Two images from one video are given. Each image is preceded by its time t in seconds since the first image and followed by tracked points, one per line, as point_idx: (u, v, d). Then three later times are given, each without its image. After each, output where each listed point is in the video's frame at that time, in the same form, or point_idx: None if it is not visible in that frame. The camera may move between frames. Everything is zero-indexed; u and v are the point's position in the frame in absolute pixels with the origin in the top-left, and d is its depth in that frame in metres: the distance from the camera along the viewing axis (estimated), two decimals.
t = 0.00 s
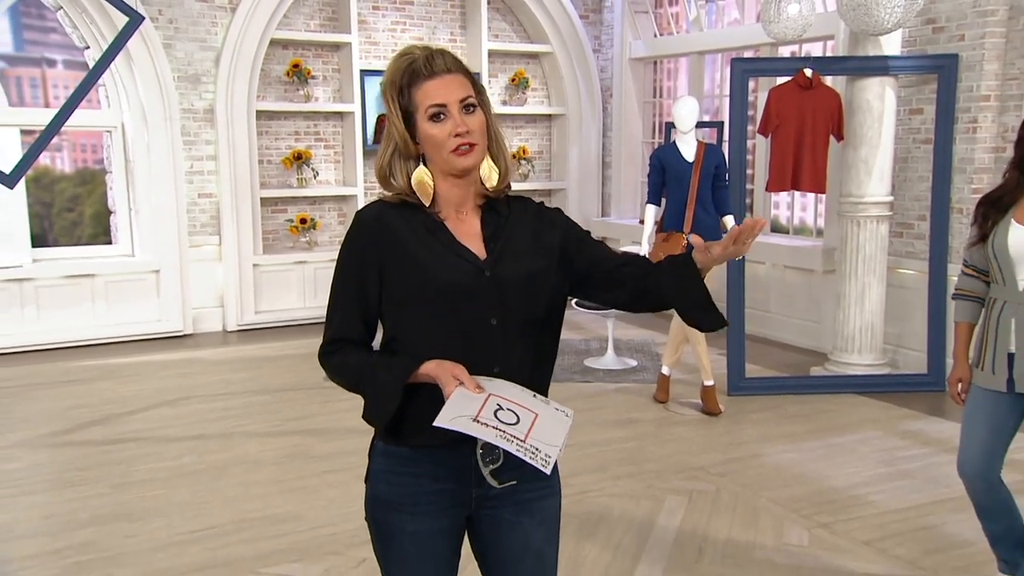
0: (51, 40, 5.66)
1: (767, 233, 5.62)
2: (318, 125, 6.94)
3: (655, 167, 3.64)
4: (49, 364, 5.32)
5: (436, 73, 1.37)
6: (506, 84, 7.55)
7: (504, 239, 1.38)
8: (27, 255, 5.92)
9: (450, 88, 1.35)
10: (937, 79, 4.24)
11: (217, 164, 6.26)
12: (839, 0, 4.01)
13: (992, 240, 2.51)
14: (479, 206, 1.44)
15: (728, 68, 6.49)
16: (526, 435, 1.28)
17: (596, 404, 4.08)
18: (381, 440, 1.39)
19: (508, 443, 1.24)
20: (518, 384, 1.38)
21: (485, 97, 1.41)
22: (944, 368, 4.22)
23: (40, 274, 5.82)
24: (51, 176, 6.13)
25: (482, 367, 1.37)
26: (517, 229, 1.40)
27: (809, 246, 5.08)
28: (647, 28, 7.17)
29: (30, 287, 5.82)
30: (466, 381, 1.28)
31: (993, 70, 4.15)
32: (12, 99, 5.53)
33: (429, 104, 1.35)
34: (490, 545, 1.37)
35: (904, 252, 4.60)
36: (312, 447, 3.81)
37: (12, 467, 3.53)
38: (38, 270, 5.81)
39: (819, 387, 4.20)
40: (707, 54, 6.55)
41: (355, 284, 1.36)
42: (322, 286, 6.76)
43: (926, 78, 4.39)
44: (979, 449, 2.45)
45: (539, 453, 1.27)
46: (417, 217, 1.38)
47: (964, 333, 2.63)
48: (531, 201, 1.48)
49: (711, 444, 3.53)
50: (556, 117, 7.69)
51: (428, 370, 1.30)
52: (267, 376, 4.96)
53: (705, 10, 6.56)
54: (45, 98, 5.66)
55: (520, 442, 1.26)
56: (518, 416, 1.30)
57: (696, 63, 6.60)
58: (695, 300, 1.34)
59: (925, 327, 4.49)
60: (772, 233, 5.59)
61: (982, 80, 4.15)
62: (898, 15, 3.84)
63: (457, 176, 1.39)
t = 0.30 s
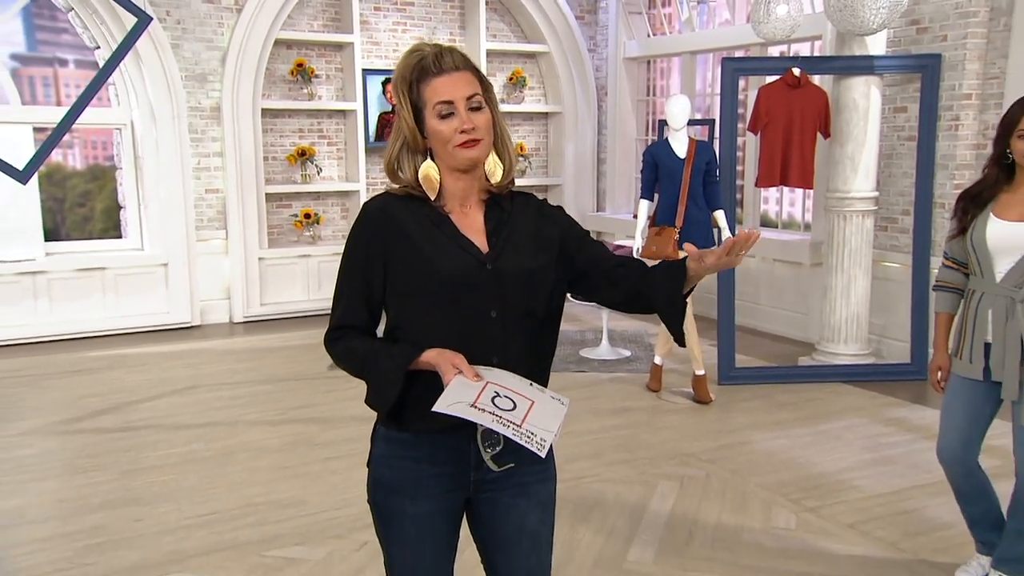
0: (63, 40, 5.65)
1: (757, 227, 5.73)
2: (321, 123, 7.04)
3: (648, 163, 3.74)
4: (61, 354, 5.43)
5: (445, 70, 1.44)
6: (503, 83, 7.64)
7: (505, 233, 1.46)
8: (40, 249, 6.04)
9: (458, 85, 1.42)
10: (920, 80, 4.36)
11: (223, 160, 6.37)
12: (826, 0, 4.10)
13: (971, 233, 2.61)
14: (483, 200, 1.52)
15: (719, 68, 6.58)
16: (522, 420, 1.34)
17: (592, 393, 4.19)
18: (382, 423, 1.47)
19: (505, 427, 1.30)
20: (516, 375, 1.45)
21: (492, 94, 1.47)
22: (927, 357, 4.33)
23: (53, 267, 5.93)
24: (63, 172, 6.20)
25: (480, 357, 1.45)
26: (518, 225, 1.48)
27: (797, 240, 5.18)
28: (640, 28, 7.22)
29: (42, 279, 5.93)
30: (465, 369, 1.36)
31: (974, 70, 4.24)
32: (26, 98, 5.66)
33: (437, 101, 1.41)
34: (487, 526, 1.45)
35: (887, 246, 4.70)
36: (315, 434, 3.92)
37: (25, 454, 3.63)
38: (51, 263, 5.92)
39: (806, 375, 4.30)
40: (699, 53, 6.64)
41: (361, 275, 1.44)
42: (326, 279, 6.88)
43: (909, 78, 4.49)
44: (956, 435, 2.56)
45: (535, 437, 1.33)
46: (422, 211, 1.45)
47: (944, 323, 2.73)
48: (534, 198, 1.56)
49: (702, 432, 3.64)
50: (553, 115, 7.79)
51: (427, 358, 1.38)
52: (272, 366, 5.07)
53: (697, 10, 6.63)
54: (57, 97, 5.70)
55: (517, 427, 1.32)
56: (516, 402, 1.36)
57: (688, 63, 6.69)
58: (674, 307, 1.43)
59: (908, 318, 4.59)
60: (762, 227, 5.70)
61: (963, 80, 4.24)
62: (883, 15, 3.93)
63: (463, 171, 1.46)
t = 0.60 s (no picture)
0: (73, 39, 6.00)
1: (747, 221, 5.90)
2: (324, 120, 7.14)
3: (640, 159, 3.81)
4: (72, 343, 5.55)
5: (444, 65, 1.46)
6: (501, 81, 7.73)
7: (503, 225, 1.50)
8: (52, 242, 6.15)
9: (457, 80, 1.44)
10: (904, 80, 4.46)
11: (229, 156, 6.47)
12: (814, 1, 4.19)
13: (950, 227, 2.72)
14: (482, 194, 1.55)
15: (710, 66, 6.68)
16: (518, 412, 1.37)
17: (587, 381, 4.29)
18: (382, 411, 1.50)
19: (500, 418, 1.34)
20: (513, 366, 1.49)
21: (492, 89, 1.50)
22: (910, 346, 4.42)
23: (64, 260, 6.03)
24: (74, 167, 6.32)
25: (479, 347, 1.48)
26: (516, 217, 1.51)
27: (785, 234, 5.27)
28: (634, 27, 7.33)
29: (54, 272, 6.03)
30: (463, 359, 1.39)
31: (956, 69, 4.38)
32: (37, 96, 5.86)
33: (437, 95, 1.44)
34: (484, 509, 1.48)
35: (873, 239, 4.82)
36: (318, 421, 4.03)
37: (37, 440, 3.74)
38: (62, 256, 6.02)
39: (793, 364, 4.41)
40: (690, 52, 6.74)
41: (362, 265, 1.47)
42: (329, 271, 7.01)
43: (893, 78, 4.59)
44: (937, 423, 2.66)
45: (529, 428, 1.37)
46: (422, 205, 1.48)
47: (925, 313, 2.83)
48: (532, 191, 1.60)
49: (693, 419, 3.75)
50: (549, 112, 7.89)
51: (427, 347, 1.41)
52: (277, 355, 5.18)
53: (689, 10, 6.71)
54: (68, 94, 5.98)
55: (512, 418, 1.36)
56: (511, 394, 1.40)
57: (679, 62, 6.79)
58: (669, 309, 1.46)
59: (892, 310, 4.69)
60: (751, 221, 5.87)
61: (945, 78, 4.39)
62: (869, 15, 4.02)
63: (462, 165, 1.49)
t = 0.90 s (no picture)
0: (82, 38, 6.11)
1: (737, 215, 6.02)
2: (326, 117, 7.24)
3: (634, 155, 3.91)
4: (81, 334, 5.66)
5: (441, 62, 1.51)
6: (498, 79, 7.82)
7: (498, 218, 1.55)
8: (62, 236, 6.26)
9: (453, 77, 1.49)
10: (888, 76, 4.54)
11: (234, 152, 6.57)
12: (801, 1, 4.28)
13: (931, 220, 2.81)
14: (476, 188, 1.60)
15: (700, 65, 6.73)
16: (512, 402, 1.42)
17: (582, 371, 4.40)
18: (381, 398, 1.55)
19: (495, 408, 1.39)
20: (508, 356, 1.54)
21: (486, 86, 1.55)
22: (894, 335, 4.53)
23: (73, 252, 6.14)
24: (83, 163, 6.43)
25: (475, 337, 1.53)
26: (510, 211, 1.57)
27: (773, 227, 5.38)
28: (627, 27, 7.44)
29: (64, 264, 6.15)
30: (459, 351, 1.44)
31: (938, 67, 4.50)
32: (47, 93, 5.99)
33: (433, 91, 1.48)
34: (480, 495, 1.54)
35: (858, 232, 4.92)
36: (321, 409, 4.14)
37: (48, 428, 3.85)
38: (71, 249, 6.13)
39: (784, 353, 4.50)
40: (682, 50, 6.83)
41: (360, 257, 1.52)
42: (331, 264, 7.12)
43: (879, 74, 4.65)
44: (919, 411, 2.75)
45: (522, 418, 1.42)
46: (418, 198, 1.53)
47: (907, 303, 2.95)
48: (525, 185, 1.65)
49: (685, 407, 3.85)
50: (545, 109, 7.98)
51: (426, 338, 1.46)
52: (280, 345, 5.29)
53: (680, 10, 6.81)
54: (77, 92, 6.12)
55: (506, 408, 1.41)
56: (505, 384, 1.45)
57: (672, 60, 6.87)
58: (652, 315, 1.52)
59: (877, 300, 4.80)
60: (741, 215, 5.99)
61: (928, 76, 4.51)
62: (855, 15, 4.10)
63: (457, 159, 1.54)
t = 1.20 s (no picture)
0: (91, 38, 6.24)
1: (727, 210, 6.11)
2: (328, 114, 7.34)
3: (627, 151, 4.01)
4: (89, 325, 5.78)
5: (436, 59, 1.57)
6: (495, 77, 7.90)
7: (492, 213, 1.61)
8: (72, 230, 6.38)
9: (448, 72, 1.54)
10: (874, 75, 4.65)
11: (239, 148, 6.67)
12: (789, 1, 4.37)
13: (912, 214, 2.91)
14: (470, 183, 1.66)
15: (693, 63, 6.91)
16: (507, 389, 1.51)
17: (577, 360, 4.51)
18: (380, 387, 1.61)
19: (492, 397, 1.47)
20: (502, 345, 1.61)
21: (480, 82, 1.60)
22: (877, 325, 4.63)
23: (84, 246, 6.26)
24: (93, 159, 6.53)
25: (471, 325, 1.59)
26: (503, 205, 1.63)
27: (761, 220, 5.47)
28: (621, 27, 7.52)
29: (74, 257, 6.25)
30: (455, 340, 1.50)
31: (921, 66, 4.66)
32: (57, 91, 6.12)
33: (428, 87, 1.54)
34: (475, 478, 1.62)
35: (845, 226, 5.03)
36: (323, 397, 4.26)
37: (60, 415, 3.96)
38: (82, 243, 6.25)
39: (773, 343, 4.61)
40: (674, 50, 6.92)
41: (359, 251, 1.57)
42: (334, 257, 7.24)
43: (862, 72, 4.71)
44: (900, 397, 2.86)
45: (516, 404, 1.51)
46: (415, 193, 1.59)
47: (889, 294, 3.04)
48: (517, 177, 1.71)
49: (676, 395, 3.96)
50: (541, 106, 8.08)
51: (423, 329, 1.52)
52: (284, 336, 5.41)
53: (672, 10, 6.90)
54: (86, 90, 6.25)
55: (502, 395, 1.49)
56: (500, 372, 1.52)
57: (664, 58, 6.97)
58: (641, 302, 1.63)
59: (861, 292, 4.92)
60: (731, 210, 6.08)
61: (911, 75, 4.67)
62: (841, 15, 4.19)
63: (452, 154, 1.60)
